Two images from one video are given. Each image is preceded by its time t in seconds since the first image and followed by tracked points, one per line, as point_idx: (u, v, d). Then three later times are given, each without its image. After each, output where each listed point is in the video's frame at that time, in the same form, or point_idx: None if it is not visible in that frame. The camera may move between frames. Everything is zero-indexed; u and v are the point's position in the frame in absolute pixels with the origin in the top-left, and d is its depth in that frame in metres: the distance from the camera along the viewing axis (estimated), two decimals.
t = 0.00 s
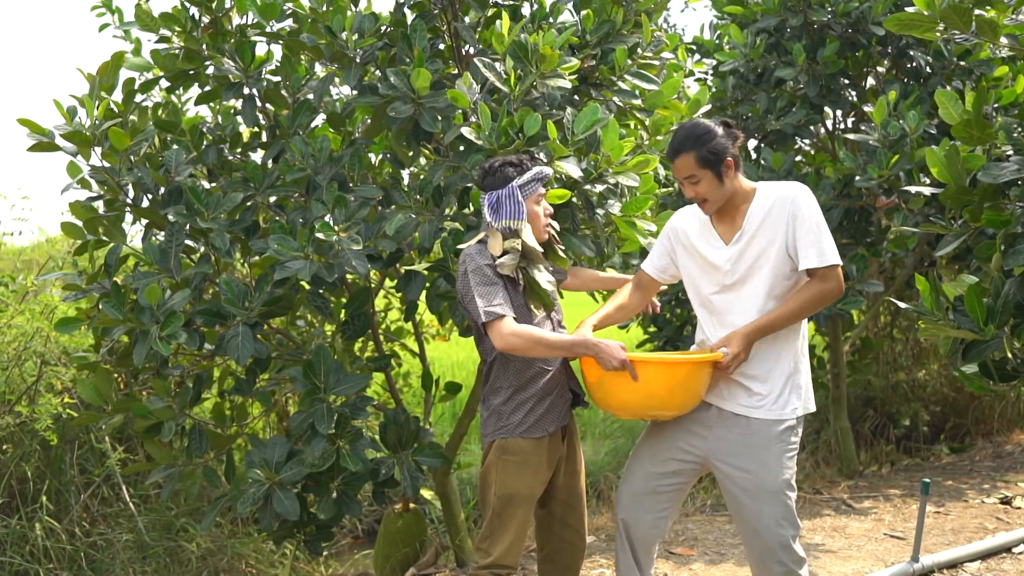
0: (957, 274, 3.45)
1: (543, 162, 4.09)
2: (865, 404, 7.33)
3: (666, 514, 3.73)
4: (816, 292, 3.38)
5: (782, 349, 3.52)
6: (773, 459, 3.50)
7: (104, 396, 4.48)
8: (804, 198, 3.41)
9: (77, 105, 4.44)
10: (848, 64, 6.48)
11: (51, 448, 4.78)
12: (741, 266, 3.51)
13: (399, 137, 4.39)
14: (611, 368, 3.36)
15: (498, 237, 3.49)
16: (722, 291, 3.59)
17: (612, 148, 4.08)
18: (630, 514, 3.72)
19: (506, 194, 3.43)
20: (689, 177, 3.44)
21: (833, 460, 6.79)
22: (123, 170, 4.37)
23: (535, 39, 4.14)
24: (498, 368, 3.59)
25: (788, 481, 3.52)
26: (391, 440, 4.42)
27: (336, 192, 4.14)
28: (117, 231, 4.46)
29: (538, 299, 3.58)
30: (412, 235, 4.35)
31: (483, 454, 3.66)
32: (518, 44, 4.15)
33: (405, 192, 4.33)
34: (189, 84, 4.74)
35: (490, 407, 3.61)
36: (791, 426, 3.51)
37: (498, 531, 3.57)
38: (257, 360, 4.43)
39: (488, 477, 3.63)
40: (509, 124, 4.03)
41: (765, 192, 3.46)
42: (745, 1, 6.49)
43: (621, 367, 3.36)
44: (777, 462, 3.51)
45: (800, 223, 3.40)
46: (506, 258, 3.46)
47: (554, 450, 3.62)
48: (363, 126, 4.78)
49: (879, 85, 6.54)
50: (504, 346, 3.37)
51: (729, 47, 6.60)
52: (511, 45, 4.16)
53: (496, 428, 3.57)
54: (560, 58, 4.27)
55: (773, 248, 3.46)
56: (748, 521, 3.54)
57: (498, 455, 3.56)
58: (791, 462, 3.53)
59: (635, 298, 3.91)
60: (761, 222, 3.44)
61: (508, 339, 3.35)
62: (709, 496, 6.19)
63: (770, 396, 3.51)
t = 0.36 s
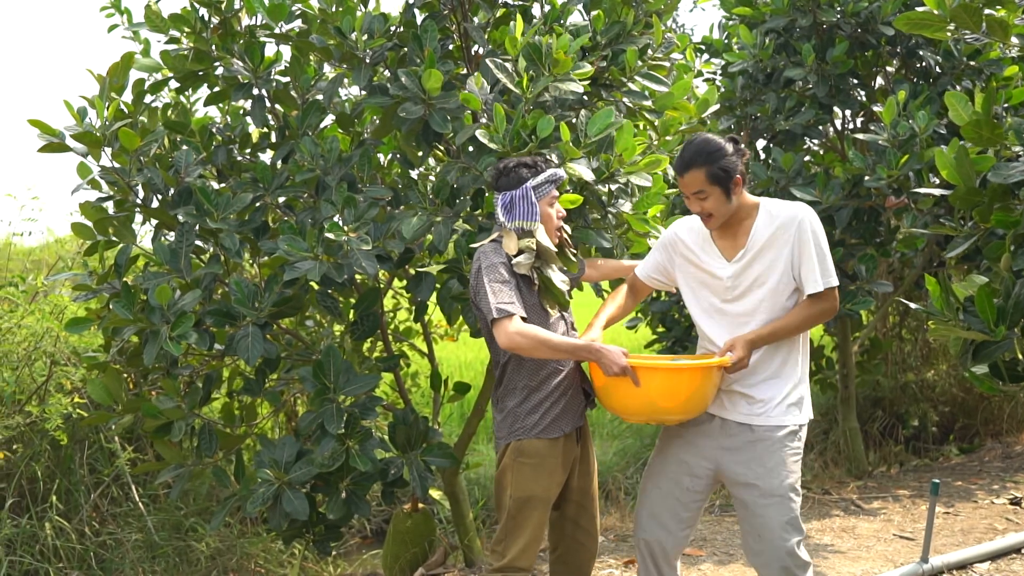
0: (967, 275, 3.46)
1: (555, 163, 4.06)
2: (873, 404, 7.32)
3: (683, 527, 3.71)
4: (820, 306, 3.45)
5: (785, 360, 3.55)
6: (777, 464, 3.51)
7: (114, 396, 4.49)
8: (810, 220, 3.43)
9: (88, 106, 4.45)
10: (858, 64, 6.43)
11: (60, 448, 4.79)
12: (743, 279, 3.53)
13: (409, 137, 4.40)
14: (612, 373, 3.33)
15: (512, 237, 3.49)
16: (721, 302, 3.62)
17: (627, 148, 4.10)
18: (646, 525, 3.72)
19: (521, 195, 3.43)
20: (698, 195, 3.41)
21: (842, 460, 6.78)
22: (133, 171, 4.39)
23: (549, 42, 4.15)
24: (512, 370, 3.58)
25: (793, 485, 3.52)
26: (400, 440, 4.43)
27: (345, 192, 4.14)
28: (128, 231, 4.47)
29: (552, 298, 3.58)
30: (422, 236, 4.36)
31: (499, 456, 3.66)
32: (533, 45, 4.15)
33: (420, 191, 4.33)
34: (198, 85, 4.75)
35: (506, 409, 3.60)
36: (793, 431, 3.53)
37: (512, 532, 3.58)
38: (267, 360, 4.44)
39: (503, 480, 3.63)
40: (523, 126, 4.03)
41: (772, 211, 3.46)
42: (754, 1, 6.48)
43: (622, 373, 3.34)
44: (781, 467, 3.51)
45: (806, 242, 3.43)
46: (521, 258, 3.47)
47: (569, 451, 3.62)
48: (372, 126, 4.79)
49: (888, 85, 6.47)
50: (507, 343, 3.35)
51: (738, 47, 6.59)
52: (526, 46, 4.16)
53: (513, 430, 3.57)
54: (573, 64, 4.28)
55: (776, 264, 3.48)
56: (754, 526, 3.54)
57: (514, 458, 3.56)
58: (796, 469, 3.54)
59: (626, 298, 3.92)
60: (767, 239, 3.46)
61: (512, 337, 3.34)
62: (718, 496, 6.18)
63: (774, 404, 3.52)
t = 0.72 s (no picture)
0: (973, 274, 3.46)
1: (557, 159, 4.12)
2: (879, 404, 7.31)
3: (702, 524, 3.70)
4: (819, 291, 3.37)
5: (792, 346, 3.59)
6: (796, 452, 3.56)
7: (121, 396, 4.51)
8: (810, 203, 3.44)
9: (96, 107, 4.47)
10: (864, 64, 6.49)
11: (68, 447, 4.80)
12: (740, 259, 3.55)
13: (415, 137, 4.40)
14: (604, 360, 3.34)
15: (512, 237, 3.49)
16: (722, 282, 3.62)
17: (625, 138, 4.11)
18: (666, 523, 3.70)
19: (520, 194, 3.44)
20: (704, 157, 3.47)
21: (848, 460, 6.78)
22: (140, 171, 4.40)
23: (547, 39, 4.14)
24: (517, 370, 3.59)
25: (810, 472, 3.58)
26: (407, 440, 4.43)
27: (351, 193, 4.15)
28: (135, 232, 4.49)
29: (553, 299, 3.55)
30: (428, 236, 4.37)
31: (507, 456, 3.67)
32: (534, 44, 4.16)
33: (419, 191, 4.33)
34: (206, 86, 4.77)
35: (512, 409, 3.61)
36: (811, 418, 3.59)
37: (518, 531, 3.59)
38: (274, 360, 4.45)
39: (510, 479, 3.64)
40: (522, 123, 4.02)
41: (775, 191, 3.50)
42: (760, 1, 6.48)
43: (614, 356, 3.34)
44: (800, 455, 3.57)
45: (802, 228, 3.43)
46: (520, 258, 3.45)
47: (577, 452, 3.61)
48: (378, 127, 4.80)
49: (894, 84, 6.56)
50: (497, 348, 3.39)
51: (744, 47, 6.59)
52: (527, 45, 4.17)
53: (518, 429, 3.58)
54: (575, 59, 4.29)
55: (774, 248, 3.50)
56: (774, 513, 3.58)
57: (519, 456, 3.57)
58: (812, 455, 3.60)
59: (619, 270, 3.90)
60: (766, 221, 3.48)
61: (500, 340, 3.38)
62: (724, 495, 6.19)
63: (787, 396, 3.56)
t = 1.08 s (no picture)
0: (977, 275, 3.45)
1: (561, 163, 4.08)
2: (882, 404, 7.30)
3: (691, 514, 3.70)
4: (812, 286, 3.37)
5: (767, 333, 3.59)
6: (776, 436, 3.59)
7: (124, 395, 4.51)
8: (799, 205, 3.44)
9: (98, 106, 4.47)
10: (867, 64, 6.44)
11: (70, 447, 4.80)
12: (723, 249, 3.55)
13: (417, 137, 4.40)
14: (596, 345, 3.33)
15: (513, 232, 3.48)
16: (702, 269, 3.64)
17: (630, 146, 4.11)
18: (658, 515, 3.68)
19: (524, 190, 3.42)
20: (695, 146, 3.45)
21: (851, 461, 6.77)
22: (143, 171, 4.40)
23: (551, 40, 4.14)
24: (510, 367, 3.59)
25: (792, 453, 3.62)
26: (409, 439, 4.43)
27: (353, 193, 4.15)
28: (137, 231, 4.49)
29: (550, 297, 3.56)
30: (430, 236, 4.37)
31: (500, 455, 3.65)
32: (535, 45, 4.16)
33: (422, 191, 4.36)
34: (207, 85, 4.76)
35: (505, 407, 3.60)
36: (784, 400, 3.61)
37: (511, 531, 3.57)
38: (276, 359, 4.45)
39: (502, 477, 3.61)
40: (528, 125, 4.03)
41: (766, 189, 3.49)
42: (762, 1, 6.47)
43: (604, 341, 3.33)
44: (780, 438, 3.59)
45: (791, 226, 3.44)
46: (519, 254, 3.45)
47: (569, 452, 3.60)
48: (380, 126, 4.80)
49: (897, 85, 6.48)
50: (491, 340, 3.36)
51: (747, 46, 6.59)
52: (528, 46, 4.17)
53: (510, 426, 3.57)
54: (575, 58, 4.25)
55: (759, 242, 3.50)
56: (763, 497, 3.61)
57: (512, 453, 3.55)
58: (789, 436, 3.63)
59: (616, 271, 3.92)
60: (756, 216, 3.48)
61: (494, 333, 3.34)
62: (726, 495, 6.18)
63: (761, 381, 3.57)
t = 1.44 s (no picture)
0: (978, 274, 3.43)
1: (562, 162, 4.07)
2: (884, 404, 7.29)
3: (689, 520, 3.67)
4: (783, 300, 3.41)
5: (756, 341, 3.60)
6: (774, 442, 3.57)
7: (123, 394, 4.50)
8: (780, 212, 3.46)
9: (97, 105, 4.46)
10: (869, 63, 6.44)
11: (70, 447, 4.80)
12: (711, 270, 3.53)
13: (417, 136, 4.39)
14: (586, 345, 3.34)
15: (501, 231, 3.48)
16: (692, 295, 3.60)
17: (633, 149, 4.06)
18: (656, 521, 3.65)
19: (517, 192, 3.41)
20: (680, 191, 3.38)
21: (852, 460, 6.76)
22: (142, 170, 4.39)
23: (556, 39, 4.13)
24: (498, 364, 3.57)
25: (790, 460, 3.60)
26: (409, 439, 4.42)
27: (353, 192, 4.14)
28: (137, 231, 4.49)
29: (538, 297, 3.56)
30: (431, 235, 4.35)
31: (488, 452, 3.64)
32: (540, 43, 4.15)
33: (427, 190, 4.29)
34: (207, 84, 4.76)
35: (492, 404, 3.59)
36: (780, 407, 3.60)
37: (501, 530, 3.56)
38: (276, 358, 4.45)
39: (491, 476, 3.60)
40: (528, 124, 4.02)
41: (743, 201, 3.49)
42: None
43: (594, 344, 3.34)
44: (778, 444, 3.57)
45: (775, 234, 3.45)
46: (505, 253, 3.45)
47: (556, 450, 3.60)
48: (380, 125, 4.79)
49: (899, 83, 6.49)
50: (481, 336, 3.36)
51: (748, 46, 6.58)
52: (534, 44, 4.16)
53: (498, 423, 3.55)
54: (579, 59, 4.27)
55: (745, 257, 3.50)
56: (762, 503, 3.58)
57: (500, 450, 3.53)
58: (788, 442, 3.61)
59: (603, 284, 3.86)
60: (739, 229, 3.48)
61: (485, 328, 3.34)
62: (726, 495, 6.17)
63: (758, 387, 3.57)
